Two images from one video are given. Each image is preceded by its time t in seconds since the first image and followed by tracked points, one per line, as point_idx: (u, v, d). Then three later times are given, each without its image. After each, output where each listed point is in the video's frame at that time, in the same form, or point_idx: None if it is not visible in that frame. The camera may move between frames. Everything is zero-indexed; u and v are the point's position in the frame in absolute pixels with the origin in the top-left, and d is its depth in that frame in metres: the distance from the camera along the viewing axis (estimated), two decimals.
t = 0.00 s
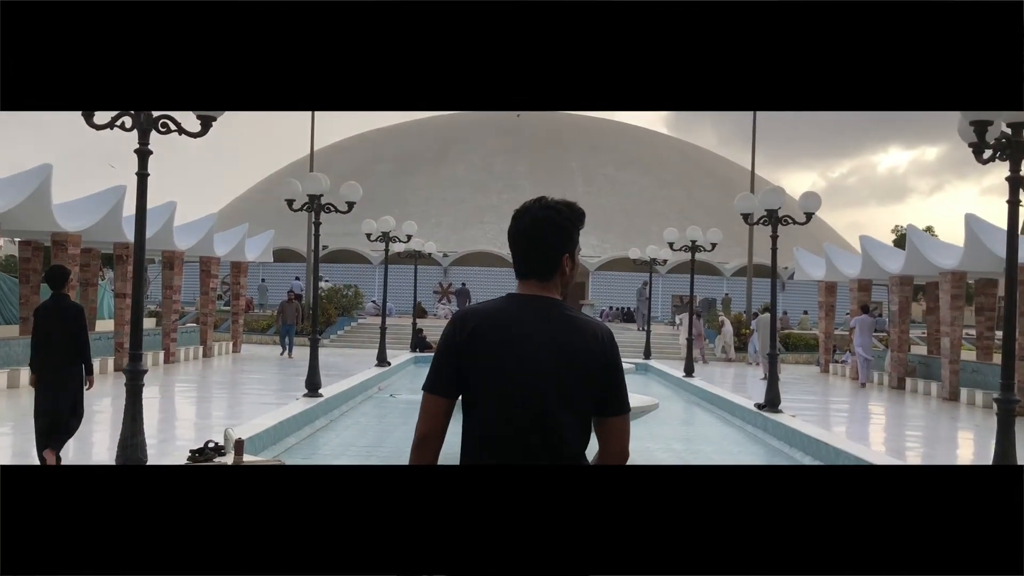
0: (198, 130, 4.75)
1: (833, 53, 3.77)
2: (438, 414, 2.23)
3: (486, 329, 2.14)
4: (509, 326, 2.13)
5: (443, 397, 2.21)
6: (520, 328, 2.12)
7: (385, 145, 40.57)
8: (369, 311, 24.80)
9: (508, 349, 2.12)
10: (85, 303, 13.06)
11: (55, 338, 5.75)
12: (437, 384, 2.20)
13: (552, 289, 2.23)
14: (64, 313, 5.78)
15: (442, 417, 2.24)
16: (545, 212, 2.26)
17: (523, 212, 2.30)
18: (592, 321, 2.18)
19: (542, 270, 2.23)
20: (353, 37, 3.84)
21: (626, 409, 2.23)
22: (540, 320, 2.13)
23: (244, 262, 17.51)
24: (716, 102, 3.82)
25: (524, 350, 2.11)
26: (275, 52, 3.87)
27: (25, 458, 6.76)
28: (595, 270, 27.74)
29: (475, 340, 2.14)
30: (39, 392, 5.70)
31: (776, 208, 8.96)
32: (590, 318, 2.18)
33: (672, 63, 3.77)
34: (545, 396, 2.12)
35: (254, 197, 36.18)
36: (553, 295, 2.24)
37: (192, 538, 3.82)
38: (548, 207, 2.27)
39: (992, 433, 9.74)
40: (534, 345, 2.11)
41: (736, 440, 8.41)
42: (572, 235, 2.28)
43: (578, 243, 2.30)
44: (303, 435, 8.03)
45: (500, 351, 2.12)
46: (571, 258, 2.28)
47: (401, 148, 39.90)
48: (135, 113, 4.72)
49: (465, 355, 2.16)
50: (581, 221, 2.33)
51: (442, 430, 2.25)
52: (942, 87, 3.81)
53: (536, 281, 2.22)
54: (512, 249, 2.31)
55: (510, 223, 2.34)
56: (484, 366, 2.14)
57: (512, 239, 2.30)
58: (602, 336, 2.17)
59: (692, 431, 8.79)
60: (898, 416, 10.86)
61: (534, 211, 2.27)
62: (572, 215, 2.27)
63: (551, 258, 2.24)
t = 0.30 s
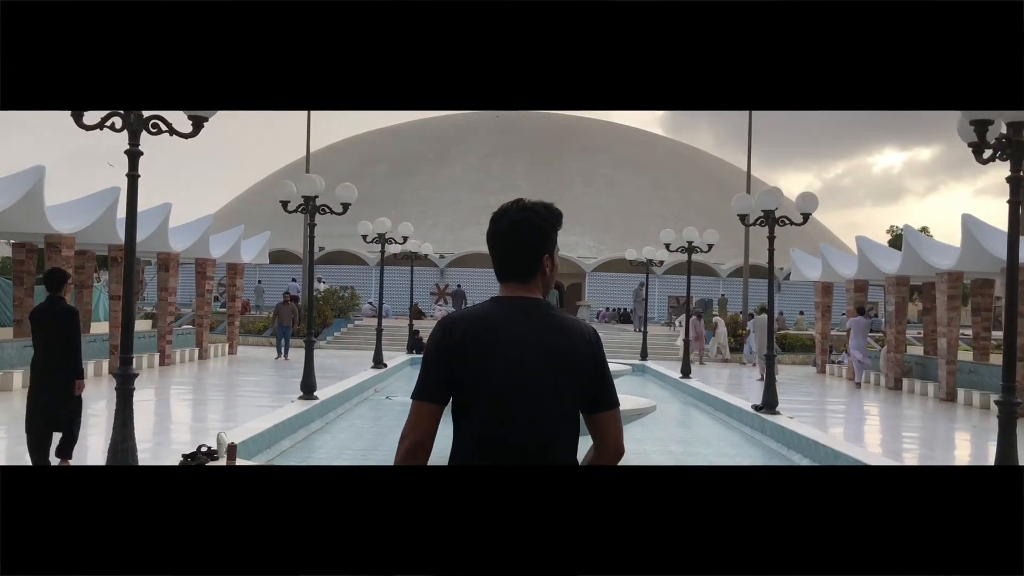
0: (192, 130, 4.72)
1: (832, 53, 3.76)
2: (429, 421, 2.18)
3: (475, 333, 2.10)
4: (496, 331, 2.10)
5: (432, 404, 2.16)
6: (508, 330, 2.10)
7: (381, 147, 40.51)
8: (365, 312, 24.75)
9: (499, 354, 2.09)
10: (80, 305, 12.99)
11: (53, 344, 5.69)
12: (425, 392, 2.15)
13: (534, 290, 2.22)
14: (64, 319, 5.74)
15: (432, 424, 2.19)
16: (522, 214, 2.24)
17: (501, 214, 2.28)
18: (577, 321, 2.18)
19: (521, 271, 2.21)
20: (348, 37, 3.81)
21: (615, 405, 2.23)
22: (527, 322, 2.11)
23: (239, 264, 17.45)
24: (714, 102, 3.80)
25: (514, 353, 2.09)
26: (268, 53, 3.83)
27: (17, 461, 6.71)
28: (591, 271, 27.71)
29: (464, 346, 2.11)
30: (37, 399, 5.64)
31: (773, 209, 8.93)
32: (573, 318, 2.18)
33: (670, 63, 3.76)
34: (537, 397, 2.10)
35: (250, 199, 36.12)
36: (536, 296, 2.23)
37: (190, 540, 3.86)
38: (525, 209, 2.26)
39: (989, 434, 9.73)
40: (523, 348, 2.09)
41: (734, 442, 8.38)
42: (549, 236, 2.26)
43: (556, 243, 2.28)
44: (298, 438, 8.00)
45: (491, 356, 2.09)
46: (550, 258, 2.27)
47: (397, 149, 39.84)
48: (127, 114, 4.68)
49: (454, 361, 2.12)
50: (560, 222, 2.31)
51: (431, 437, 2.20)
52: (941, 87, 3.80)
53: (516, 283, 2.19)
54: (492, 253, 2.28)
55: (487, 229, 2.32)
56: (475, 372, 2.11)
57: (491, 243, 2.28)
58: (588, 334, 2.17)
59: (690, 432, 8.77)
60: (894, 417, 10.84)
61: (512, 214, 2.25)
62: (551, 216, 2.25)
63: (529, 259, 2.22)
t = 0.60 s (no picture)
0: (177, 128, 4.64)
1: (829, 48, 3.71)
2: (408, 428, 2.11)
3: (447, 339, 2.04)
4: (468, 336, 2.03)
5: (409, 412, 2.09)
6: (480, 334, 2.03)
7: (374, 147, 40.39)
8: (359, 313, 24.63)
9: (472, 358, 2.02)
10: (70, 308, 12.85)
11: (44, 350, 5.59)
12: (401, 400, 2.08)
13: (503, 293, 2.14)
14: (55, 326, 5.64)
15: (411, 429, 2.12)
16: (488, 217, 2.17)
17: (467, 219, 2.22)
18: (553, 323, 2.11)
19: (490, 275, 2.14)
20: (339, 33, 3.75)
21: (598, 404, 2.15)
22: (500, 325, 2.04)
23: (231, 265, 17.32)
24: (711, 98, 3.73)
25: (488, 357, 2.02)
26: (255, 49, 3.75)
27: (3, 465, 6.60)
28: (586, 271, 27.61)
29: (436, 352, 2.04)
30: (28, 405, 5.53)
31: (769, 208, 8.84)
32: (548, 318, 2.11)
33: (667, 60, 3.70)
34: (515, 401, 2.03)
35: (243, 199, 35.96)
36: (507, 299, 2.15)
37: (174, 548, 3.79)
38: (491, 214, 2.19)
39: (987, 435, 9.65)
40: (497, 351, 2.03)
41: (730, 443, 8.28)
42: (517, 238, 2.19)
43: (525, 246, 2.21)
44: (290, 441, 7.89)
45: (464, 360, 2.02)
46: (518, 260, 2.19)
47: (390, 149, 39.72)
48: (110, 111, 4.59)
49: (427, 369, 2.05)
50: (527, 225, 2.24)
51: (411, 443, 2.13)
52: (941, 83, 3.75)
53: (486, 286, 2.13)
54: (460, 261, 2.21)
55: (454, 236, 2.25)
56: (449, 379, 2.04)
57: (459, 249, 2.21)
58: (564, 334, 2.09)
59: (687, 434, 8.66)
60: (890, 417, 10.77)
61: (477, 218, 2.18)
62: (518, 219, 2.18)
63: (498, 262, 2.15)
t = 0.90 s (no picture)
0: (169, 124, 4.59)
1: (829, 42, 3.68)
2: (380, 430, 2.10)
3: (413, 344, 2.03)
4: (433, 339, 2.02)
5: (380, 416, 2.09)
6: (446, 337, 2.02)
7: (370, 147, 40.32)
8: (356, 314, 24.56)
9: (437, 361, 2.01)
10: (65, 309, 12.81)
11: (41, 351, 5.53)
12: (371, 406, 2.08)
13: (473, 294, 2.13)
14: (53, 330, 5.56)
15: (384, 431, 2.11)
16: (457, 219, 2.16)
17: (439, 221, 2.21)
18: (521, 321, 2.08)
19: (457, 277, 2.13)
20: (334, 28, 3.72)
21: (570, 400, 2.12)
22: (467, 326, 2.03)
23: (227, 265, 17.26)
24: (710, 93, 3.71)
25: (454, 359, 2.01)
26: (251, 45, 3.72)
27: None
28: (583, 271, 27.56)
29: (402, 356, 2.03)
30: (24, 406, 5.47)
31: (767, 205, 8.80)
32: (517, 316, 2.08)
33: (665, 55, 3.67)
34: (483, 402, 2.02)
35: (239, 200, 35.90)
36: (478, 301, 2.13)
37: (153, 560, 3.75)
38: (461, 215, 2.17)
39: (986, 433, 9.60)
40: (463, 353, 2.01)
41: (729, 443, 8.23)
42: (489, 238, 2.17)
43: (500, 246, 2.19)
44: (285, 442, 7.84)
45: (429, 363, 2.02)
46: (487, 262, 2.16)
47: (386, 150, 39.65)
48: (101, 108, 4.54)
49: (395, 374, 2.05)
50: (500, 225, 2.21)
51: (385, 446, 2.13)
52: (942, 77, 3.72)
53: (455, 287, 2.12)
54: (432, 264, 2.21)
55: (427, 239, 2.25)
56: (417, 382, 2.03)
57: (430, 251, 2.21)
58: (533, 331, 2.06)
59: (685, 433, 8.61)
60: (888, 415, 10.72)
61: (446, 220, 2.17)
62: (488, 219, 2.15)
63: (468, 264, 2.14)
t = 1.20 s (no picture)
0: (155, 121, 4.52)
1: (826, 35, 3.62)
2: (343, 428, 2.11)
3: (363, 341, 2.03)
4: (381, 334, 2.01)
5: (343, 415, 2.10)
6: (392, 331, 2.00)
7: (367, 148, 40.24)
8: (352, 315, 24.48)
9: (382, 356, 2.00)
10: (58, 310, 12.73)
11: (39, 347, 5.57)
12: (333, 404, 2.10)
13: (431, 287, 2.08)
14: (48, 326, 5.58)
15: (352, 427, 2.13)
16: (414, 212, 2.13)
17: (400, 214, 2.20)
18: (471, 312, 2.01)
19: (413, 269, 2.09)
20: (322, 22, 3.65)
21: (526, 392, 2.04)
22: (412, 320, 2.00)
23: (222, 266, 17.18)
24: (706, 89, 3.65)
25: (399, 353, 1.99)
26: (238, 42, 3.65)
27: None
28: (580, 271, 27.50)
29: (353, 353, 2.04)
30: (20, 403, 5.49)
31: (764, 204, 8.75)
32: (470, 306, 2.03)
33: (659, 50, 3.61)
34: (430, 397, 1.98)
35: (236, 200, 35.84)
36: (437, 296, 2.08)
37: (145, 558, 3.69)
38: (419, 209, 2.14)
39: (985, 433, 9.54)
40: (408, 346, 1.99)
41: (727, 443, 8.16)
42: (449, 232, 2.13)
43: (462, 238, 2.15)
44: (279, 443, 7.76)
45: (376, 360, 2.01)
46: (446, 254, 2.11)
47: (383, 150, 39.58)
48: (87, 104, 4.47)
49: (348, 372, 2.06)
50: (463, 219, 2.16)
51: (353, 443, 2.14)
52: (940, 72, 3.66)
53: (410, 278, 2.09)
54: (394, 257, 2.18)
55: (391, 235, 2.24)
56: (368, 379, 2.02)
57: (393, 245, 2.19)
58: (481, 321, 2.00)
59: (682, 434, 8.54)
60: (886, 415, 10.69)
61: (405, 214, 2.15)
62: (446, 213, 2.12)
63: (425, 256, 2.10)
